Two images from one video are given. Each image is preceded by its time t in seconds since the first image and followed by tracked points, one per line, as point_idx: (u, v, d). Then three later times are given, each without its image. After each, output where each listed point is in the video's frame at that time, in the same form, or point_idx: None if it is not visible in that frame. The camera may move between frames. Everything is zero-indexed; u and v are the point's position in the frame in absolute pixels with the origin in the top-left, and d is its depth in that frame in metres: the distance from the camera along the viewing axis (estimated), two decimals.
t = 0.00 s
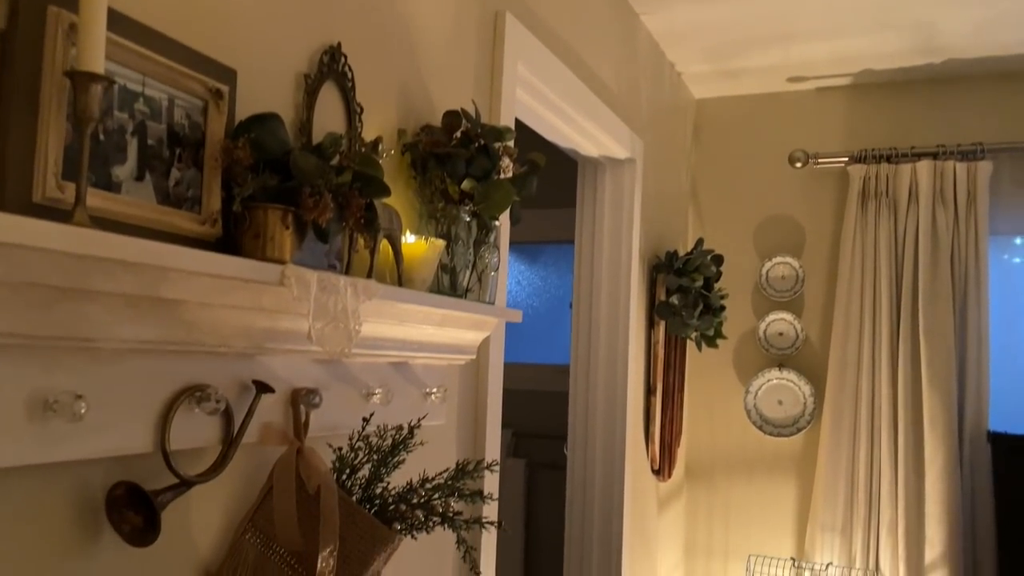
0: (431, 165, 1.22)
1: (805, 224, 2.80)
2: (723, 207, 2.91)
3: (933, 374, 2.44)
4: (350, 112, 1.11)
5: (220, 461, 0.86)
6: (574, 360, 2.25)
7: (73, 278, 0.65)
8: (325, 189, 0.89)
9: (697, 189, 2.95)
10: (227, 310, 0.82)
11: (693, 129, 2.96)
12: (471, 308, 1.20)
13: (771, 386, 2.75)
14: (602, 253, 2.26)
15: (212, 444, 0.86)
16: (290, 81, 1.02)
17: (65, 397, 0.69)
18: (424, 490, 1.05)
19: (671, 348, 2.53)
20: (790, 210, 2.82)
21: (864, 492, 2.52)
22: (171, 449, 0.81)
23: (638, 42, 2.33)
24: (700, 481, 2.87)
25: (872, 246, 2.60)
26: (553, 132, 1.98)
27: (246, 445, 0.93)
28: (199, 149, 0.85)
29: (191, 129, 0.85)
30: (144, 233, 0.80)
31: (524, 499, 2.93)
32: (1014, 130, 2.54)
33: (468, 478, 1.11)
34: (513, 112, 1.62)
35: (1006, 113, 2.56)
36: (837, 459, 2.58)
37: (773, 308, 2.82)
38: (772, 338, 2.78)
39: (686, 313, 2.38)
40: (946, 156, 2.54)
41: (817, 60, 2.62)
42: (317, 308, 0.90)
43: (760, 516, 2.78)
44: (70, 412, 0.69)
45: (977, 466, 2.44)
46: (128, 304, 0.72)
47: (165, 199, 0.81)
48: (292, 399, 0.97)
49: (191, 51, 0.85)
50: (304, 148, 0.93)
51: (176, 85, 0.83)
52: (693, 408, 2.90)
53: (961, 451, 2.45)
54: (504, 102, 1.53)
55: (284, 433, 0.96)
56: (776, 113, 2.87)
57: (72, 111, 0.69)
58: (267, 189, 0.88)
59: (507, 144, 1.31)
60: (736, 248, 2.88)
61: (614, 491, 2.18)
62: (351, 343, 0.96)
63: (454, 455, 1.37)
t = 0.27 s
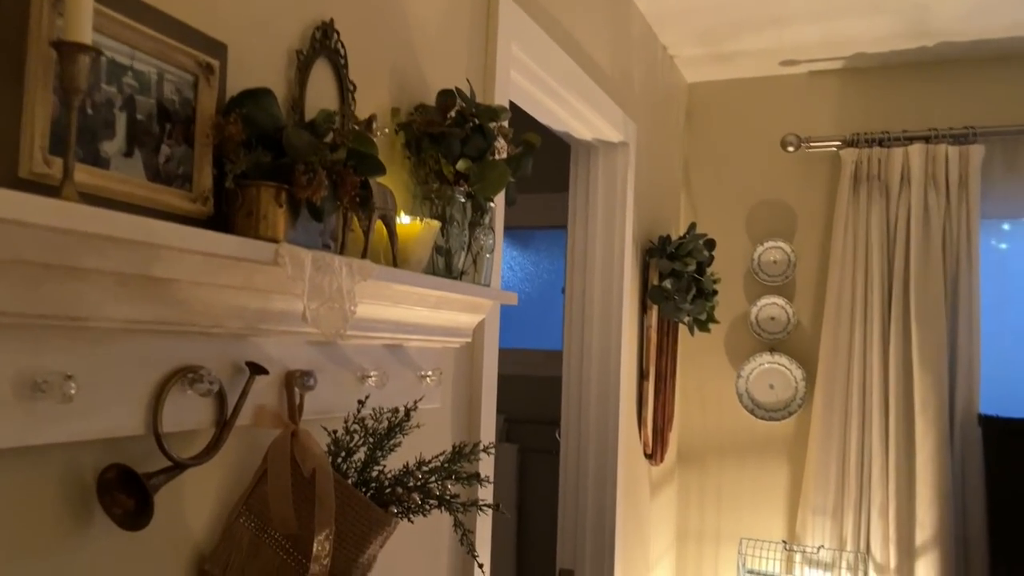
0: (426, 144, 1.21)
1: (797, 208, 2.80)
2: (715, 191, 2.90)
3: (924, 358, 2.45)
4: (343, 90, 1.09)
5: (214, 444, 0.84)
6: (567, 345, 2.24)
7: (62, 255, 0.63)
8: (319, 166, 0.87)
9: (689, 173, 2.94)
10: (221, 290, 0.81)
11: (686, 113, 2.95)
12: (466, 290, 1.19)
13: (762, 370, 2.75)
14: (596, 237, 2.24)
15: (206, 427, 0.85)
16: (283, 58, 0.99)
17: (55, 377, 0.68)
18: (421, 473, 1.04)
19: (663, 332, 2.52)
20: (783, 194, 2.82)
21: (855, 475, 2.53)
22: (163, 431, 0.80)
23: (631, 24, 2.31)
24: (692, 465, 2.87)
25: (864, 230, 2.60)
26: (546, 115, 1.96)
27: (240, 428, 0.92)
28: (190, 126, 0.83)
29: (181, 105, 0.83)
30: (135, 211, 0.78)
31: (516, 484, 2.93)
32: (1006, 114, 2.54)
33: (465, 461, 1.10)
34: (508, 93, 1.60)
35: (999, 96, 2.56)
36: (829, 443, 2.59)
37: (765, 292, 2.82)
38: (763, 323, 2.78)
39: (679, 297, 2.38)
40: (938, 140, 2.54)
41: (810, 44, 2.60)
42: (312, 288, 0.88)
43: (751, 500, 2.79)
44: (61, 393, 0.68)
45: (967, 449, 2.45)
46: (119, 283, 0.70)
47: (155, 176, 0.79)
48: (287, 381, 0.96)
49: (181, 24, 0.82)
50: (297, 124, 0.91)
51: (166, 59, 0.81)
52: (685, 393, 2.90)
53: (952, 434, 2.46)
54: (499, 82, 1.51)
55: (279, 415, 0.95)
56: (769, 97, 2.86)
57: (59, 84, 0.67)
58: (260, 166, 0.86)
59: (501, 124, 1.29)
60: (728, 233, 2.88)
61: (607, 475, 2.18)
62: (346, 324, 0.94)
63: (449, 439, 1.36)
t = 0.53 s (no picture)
0: (405, 126, 1.17)
1: (774, 194, 2.80)
2: (692, 177, 2.90)
3: (899, 343, 2.47)
4: (320, 68, 1.05)
5: (188, 433, 0.81)
6: (545, 331, 2.23)
7: (26, 235, 0.60)
8: (296, 145, 0.83)
9: (666, 159, 2.93)
10: (194, 273, 0.78)
11: (663, 99, 2.93)
12: (447, 275, 1.16)
13: (739, 355, 2.75)
14: (574, 222, 2.22)
15: (179, 416, 0.82)
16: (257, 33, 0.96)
17: (21, 364, 0.64)
18: (403, 461, 1.01)
19: (641, 318, 2.52)
20: (759, 180, 2.81)
21: (830, 459, 2.54)
22: (135, 420, 0.76)
23: (610, 7, 2.28)
24: (669, 451, 2.88)
25: (840, 216, 2.61)
26: (524, 99, 1.93)
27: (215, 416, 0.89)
28: (160, 102, 0.80)
29: (151, 80, 0.79)
30: (103, 190, 0.74)
31: (494, 472, 2.91)
32: (980, 101, 2.56)
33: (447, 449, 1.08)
34: (487, 74, 1.57)
35: (973, 83, 2.57)
36: (805, 428, 2.60)
37: (741, 278, 2.82)
38: (740, 309, 2.78)
39: (658, 283, 2.36)
40: (914, 126, 2.55)
41: (787, 29, 2.60)
42: (289, 272, 0.85)
43: (728, 486, 2.80)
44: (27, 380, 0.65)
45: (941, 433, 2.47)
46: (88, 266, 0.67)
47: (123, 154, 0.76)
48: (263, 368, 0.93)
49: None
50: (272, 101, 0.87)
51: (134, 32, 0.77)
52: (663, 379, 2.90)
53: (926, 418, 2.48)
54: (478, 62, 1.48)
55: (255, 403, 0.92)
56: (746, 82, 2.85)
57: (23, 54, 0.63)
58: (234, 144, 0.82)
59: (483, 104, 1.26)
60: (705, 219, 2.87)
61: (586, 462, 2.17)
62: (324, 308, 0.92)
63: (429, 426, 1.33)
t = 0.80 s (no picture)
0: (370, 110, 1.15)
1: (737, 185, 2.81)
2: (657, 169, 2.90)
3: (860, 332, 2.50)
4: (282, 50, 1.02)
5: (146, 426, 0.78)
6: (511, 322, 2.21)
7: None
8: (257, 126, 0.81)
9: (631, 150, 2.93)
10: (152, 260, 0.74)
11: (627, 89, 2.93)
12: (413, 264, 1.14)
13: (703, 345, 2.77)
14: (540, 212, 2.21)
15: (136, 408, 0.79)
16: (215, 12, 0.92)
17: None
18: (369, 454, 0.99)
19: (607, 309, 2.51)
20: (723, 171, 2.83)
21: (793, 448, 2.57)
22: (90, 413, 0.73)
23: None
24: (634, 442, 2.89)
25: (802, 207, 2.63)
26: (490, 87, 1.91)
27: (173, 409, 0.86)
28: (113, 81, 0.76)
29: (104, 58, 0.75)
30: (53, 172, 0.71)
31: (458, 465, 2.89)
32: (937, 94, 2.59)
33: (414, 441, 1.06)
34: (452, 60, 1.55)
35: (931, 76, 2.61)
36: (768, 417, 2.62)
37: (705, 269, 2.84)
38: (704, 300, 2.79)
39: (624, 273, 2.36)
40: (875, 118, 2.58)
41: (751, 20, 2.61)
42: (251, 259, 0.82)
43: (692, 476, 2.82)
44: None
45: (900, 421, 2.51)
46: (38, 251, 0.63)
47: (75, 134, 0.72)
48: (224, 359, 0.90)
49: None
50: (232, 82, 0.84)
51: (86, 7, 0.73)
52: (628, 370, 2.91)
53: (886, 406, 2.52)
54: (443, 47, 1.45)
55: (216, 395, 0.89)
56: (710, 74, 2.86)
57: None
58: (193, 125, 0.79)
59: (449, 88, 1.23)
60: (670, 210, 2.88)
61: (552, 453, 2.16)
62: (288, 297, 0.90)
63: (395, 418, 1.31)
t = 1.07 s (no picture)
0: (331, 91, 1.12)
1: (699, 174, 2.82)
2: (620, 157, 2.90)
3: (819, 319, 2.53)
4: (239, 28, 0.99)
5: (98, 415, 0.75)
6: (475, 311, 2.20)
7: None
8: (214, 103, 0.78)
9: (594, 138, 2.92)
10: (104, 241, 0.71)
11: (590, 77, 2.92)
12: (376, 249, 1.12)
13: (665, 333, 2.78)
14: (504, 199, 2.19)
15: (88, 396, 0.75)
16: None
17: None
18: (332, 442, 0.97)
19: (570, 297, 2.51)
20: (685, 160, 2.84)
21: (753, 434, 2.60)
22: (39, 401, 0.70)
23: None
24: (597, 429, 2.89)
25: (763, 196, 2.65)
26: (453, 71, 1.89)
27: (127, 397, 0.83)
28: (62, 55, 0.72)
29: (51, 31, 0.72)
30: None
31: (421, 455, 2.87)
32: (895, 84, 2.63)
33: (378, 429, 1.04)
34: (415, 42, 1.52)
35: (889, 66, 2.64)
36: (729, 404, 2.65)
37: (668, 257, 2.85)
38: (666, 288, 2.80)
39: (588, 261, 2.37)
40: (834, 107, 2.61)
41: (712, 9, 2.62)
42: (208, 242, 0.79)
43: (655, 463, 2.83)
44: None
45: (858, 407, 2.55)
46: None
47: (21, 110, 0.69)
48: (180, 346, 0.87)
49: None
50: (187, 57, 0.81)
51: None
52: (591, 358, 2.91)
53: (844, 392, 2.55)
54: (406, 28, 1.43)
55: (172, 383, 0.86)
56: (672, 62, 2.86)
57: None
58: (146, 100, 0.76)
59: (412, 70, 1.21)
60: (633, 199, 2.88)
61: (517, 442, 2.16)
62: (248, 281, 0.86)
63: (358, 405, 1.29)
